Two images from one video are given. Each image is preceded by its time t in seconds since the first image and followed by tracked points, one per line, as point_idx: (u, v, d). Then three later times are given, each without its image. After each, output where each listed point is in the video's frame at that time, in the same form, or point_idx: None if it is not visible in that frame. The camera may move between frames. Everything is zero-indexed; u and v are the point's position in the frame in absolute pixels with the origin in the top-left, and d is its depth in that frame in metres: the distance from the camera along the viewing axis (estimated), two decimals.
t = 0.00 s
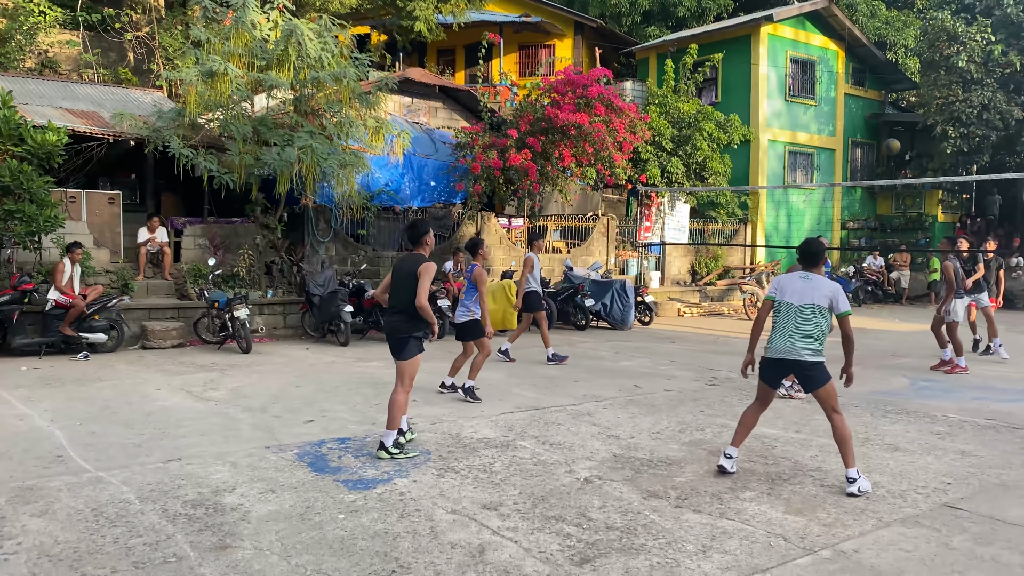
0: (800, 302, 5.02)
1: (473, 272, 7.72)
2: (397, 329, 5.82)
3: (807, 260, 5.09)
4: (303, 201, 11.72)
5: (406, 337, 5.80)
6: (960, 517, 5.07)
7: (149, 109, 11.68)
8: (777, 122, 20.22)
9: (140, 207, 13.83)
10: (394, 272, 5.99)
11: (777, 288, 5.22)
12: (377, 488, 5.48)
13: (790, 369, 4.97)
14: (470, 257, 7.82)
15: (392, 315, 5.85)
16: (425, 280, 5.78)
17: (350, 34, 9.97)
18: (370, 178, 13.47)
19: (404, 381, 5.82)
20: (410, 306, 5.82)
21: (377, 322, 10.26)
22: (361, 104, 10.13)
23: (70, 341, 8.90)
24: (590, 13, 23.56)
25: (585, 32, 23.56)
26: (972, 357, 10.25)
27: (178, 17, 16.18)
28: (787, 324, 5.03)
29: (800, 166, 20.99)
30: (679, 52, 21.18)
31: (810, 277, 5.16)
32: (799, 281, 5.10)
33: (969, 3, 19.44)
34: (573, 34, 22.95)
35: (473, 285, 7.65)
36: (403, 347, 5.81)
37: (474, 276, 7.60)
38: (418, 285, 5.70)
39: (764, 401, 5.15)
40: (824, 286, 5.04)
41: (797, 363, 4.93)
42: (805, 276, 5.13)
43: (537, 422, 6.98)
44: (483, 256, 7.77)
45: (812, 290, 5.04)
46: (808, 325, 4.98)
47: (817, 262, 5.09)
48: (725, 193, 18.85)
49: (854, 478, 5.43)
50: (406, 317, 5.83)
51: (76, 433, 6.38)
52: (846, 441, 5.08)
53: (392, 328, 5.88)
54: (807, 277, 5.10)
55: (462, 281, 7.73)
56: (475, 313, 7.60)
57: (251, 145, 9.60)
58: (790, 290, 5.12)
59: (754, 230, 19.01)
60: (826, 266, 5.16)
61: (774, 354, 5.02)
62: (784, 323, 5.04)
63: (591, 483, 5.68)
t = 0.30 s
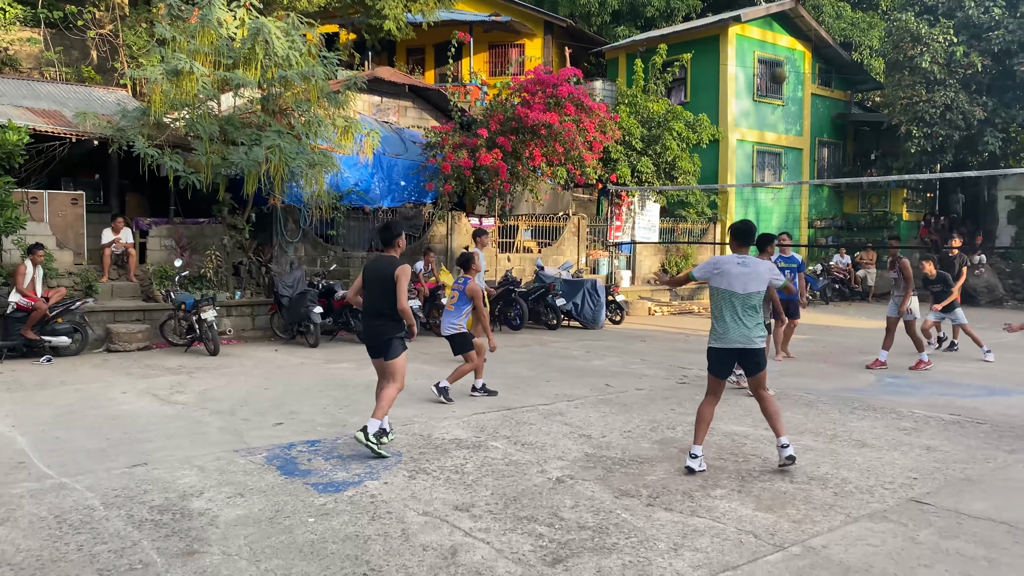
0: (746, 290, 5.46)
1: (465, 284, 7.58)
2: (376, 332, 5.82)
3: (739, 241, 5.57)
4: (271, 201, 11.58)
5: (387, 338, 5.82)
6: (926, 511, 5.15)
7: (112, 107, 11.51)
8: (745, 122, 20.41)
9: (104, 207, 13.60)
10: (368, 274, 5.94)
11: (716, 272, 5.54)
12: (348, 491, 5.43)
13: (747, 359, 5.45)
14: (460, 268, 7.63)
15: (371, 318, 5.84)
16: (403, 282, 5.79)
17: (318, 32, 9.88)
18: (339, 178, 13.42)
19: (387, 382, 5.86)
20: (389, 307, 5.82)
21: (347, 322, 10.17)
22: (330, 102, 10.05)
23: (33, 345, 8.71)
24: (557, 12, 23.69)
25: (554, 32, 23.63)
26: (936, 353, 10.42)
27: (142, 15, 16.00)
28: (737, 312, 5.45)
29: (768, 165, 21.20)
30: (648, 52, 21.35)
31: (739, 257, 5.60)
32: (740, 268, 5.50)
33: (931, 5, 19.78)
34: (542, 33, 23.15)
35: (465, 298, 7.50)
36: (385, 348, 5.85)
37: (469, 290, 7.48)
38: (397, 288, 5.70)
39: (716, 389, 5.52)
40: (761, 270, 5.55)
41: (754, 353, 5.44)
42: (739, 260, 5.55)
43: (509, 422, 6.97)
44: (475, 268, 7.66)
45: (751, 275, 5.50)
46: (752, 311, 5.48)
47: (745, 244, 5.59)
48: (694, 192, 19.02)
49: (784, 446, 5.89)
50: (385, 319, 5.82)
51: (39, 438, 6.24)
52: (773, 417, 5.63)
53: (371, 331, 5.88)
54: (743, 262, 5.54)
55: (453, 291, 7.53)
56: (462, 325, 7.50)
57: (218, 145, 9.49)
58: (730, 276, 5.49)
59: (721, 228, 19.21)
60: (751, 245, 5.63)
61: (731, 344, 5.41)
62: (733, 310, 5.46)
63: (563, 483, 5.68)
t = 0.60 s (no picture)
0: (729, 288, 5.56)
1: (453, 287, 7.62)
2: (367, 331, 5.87)
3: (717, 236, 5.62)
4: (248, 205, 11.51)
5: (379, 336, 5.88)
6: (900, 508, 5.21)
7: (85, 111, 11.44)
8: (721, 124, 20.59)
9: (78, 212, 13.46)
10: (352, 275, 5.95)
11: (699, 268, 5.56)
12: (326, 495, 5.41)
13: (724, 352, 5.53)
14: (448, 273, 7.72)
15: (359, 318, 5.87)
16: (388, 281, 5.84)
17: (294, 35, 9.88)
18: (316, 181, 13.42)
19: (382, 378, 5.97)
20: (378, 306, 5.87)
21: (326, 325, 10.09)
22: (306, 106, 10.03)
23: (6, 352, 8.59)
24: (534, 16, 23.80)
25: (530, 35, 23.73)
26: (909, 351, 10.57)
27: (116, 18, 15.90)
28: (719, 307, 5.54)
29: (743, 167, 21.41)
30: (623, 55, 21.49)
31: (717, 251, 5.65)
32: (723, 266, 5.55)
33: (902, 8, 20.06)
34: (519, 37, 23.24)
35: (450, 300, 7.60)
36: (376, 346, 5.90)
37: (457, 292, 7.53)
38: (383, 286, 5.75)
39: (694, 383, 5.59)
40: (740, 264, 5.62)
41: (733, 346, 5.53)
42: (719, 255, 5.59)
43: (488, 425, 6.97)
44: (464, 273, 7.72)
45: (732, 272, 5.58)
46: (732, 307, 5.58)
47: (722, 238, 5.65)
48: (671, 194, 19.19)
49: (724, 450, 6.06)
50: (375, 318, 5.87)
51: (12, 446, 6.16)
52: (725, 419, 5.84)
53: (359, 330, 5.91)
54: (725, 258, 5.58)
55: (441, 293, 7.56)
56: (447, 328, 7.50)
57: (194, 148, 9.41)
58: (713, 274, 5.54)
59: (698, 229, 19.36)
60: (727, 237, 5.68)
61: (714, 340, 5.51)
62: (710, 305, 5.56)
63: (542, 485, 5.69)
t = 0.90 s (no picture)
0: (707, 289, 5.57)
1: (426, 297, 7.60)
2: (351, 336, 5.82)
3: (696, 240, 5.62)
4: (224, 210, 11.43)
5: (362, 341, 5.83)
6: (877, 508, 5.23)
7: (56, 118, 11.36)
8: (698, 128, 20.71)
9: (50, 219, 13.31)
10: (337, 281, 5.90)
11: (678, 271, 5.61)
12: (304, 503, 5.35)
13: (703, 351, 5.51)
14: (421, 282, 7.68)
15: (344, 323, 5.83)
16: (375, 288, 5.83)
17: (269, 40, 9.84)
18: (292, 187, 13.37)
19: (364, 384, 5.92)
20: (364, 312, 5.84)
21: (303, 332, 10.01)
22: (282, 111, 9.99)
23: None
24: (512, 20, 23.85)
25: (508, 39, 23.80)
26: (885, 351, 10.66)
27: (88, 23, 15.76)
28: (699, 308, 5.56)
29: (719, 170, 21.54)
30: (600, 59, 21.59)
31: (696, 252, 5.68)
32: (702, 268, 5.58)
33: (875, 12, 20.28)
34: (497, 41, 23.31)
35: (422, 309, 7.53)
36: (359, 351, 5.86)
37: (429, 301, 7.51)
38: (371, 293, 5.75)
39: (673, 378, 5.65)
40: (719, 266, 5.64)
41: (712, 344, 5.52)
42: (700, 258, 5.62)
43: (468, 430, 6.95)
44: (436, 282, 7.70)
45: (711, 273, 5.60)
46: (710, 307, 5.59)
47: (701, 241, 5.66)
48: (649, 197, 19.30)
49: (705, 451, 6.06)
50: (359, 323, 5.83)
51: None
52: (706, 420, 5.81)
53: (344, 335, 5.86)
54: (704, 261, 5.60)
55: (413, 302, 7.53)
56: (418, 337, 7.40)
57: (169, 154, 9.34)
58: (695, 275, 5.57)
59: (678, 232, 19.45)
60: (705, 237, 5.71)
61: (691, 337, 5.50)
62: (689, 305, 5.57)
63: (522, 489, 5.66)
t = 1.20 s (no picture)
0: (677, 296, 5.62)
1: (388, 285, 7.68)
2: (314, 342, 5.81)
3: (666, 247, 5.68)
4: (201, 218, 11.36)
5: (324, 348, 5.82)
6: (853, 509, 5.27)
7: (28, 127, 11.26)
8: (676, 133, 20.84)
9: (24, 228, 13.19)
10: (304, 287, 5.92)
11: (649, 277, 5.62)
12: (282, 513, 5.31)
13: (672, 356, 5.60)
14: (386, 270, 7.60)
15: (308, 328, 5.82)
16: (337, 294, 5.79)
17: (246, 47, 9.81)
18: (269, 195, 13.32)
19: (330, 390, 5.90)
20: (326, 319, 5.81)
21: (282, 340, 10.04)
22: (259, 118, 9.95)
23: None
24: (491, 27, 23.94)
25: (487, 46, 23.87)
26: (862, 354, 10.77)
27: (62, 30, 15.62)
28: (670, 315, 5.61)
29: (698, 176, 21.66)
30: (578, 66, 21.69)
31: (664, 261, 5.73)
32: (672, 275, 5.62)
33: (849, 18, 20.50)
34: (475, 48, 23.36)
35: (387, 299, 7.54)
36: (323, 357, 5.83)
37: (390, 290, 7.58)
38: (331, 300, 5.71)
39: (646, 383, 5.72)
40: (687, 274, 5.70)
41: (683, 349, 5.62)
42: (669, 265, 5.66)
43: (448, 437, 6.93)
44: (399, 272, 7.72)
45: (681, 281, 5.65)
46: (680, 313, 5.65)
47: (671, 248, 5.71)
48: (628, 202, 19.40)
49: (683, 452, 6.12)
50: (322, 329, 5.82)
51: None
52: (682, 420, 5.82)
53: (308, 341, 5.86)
54: (674, 268, 5.65)
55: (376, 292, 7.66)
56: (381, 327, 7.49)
57: (144, 162, 9.29)
58: (665, 283, 5.60)
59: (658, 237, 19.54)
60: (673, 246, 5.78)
61: (661, 342, 5.57)
62: (661, 311, 5.62)
63: (502, 496, 5.65)
